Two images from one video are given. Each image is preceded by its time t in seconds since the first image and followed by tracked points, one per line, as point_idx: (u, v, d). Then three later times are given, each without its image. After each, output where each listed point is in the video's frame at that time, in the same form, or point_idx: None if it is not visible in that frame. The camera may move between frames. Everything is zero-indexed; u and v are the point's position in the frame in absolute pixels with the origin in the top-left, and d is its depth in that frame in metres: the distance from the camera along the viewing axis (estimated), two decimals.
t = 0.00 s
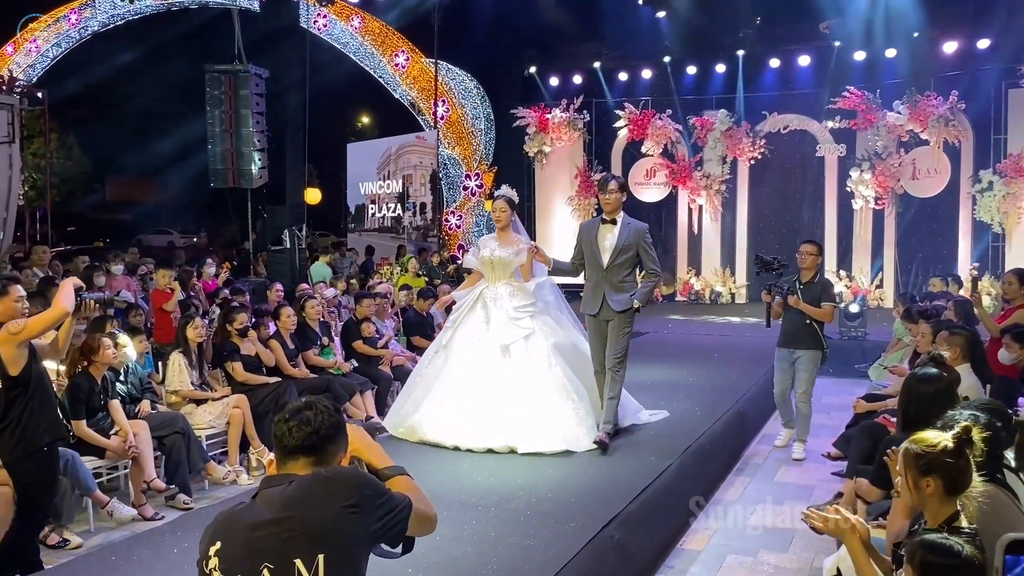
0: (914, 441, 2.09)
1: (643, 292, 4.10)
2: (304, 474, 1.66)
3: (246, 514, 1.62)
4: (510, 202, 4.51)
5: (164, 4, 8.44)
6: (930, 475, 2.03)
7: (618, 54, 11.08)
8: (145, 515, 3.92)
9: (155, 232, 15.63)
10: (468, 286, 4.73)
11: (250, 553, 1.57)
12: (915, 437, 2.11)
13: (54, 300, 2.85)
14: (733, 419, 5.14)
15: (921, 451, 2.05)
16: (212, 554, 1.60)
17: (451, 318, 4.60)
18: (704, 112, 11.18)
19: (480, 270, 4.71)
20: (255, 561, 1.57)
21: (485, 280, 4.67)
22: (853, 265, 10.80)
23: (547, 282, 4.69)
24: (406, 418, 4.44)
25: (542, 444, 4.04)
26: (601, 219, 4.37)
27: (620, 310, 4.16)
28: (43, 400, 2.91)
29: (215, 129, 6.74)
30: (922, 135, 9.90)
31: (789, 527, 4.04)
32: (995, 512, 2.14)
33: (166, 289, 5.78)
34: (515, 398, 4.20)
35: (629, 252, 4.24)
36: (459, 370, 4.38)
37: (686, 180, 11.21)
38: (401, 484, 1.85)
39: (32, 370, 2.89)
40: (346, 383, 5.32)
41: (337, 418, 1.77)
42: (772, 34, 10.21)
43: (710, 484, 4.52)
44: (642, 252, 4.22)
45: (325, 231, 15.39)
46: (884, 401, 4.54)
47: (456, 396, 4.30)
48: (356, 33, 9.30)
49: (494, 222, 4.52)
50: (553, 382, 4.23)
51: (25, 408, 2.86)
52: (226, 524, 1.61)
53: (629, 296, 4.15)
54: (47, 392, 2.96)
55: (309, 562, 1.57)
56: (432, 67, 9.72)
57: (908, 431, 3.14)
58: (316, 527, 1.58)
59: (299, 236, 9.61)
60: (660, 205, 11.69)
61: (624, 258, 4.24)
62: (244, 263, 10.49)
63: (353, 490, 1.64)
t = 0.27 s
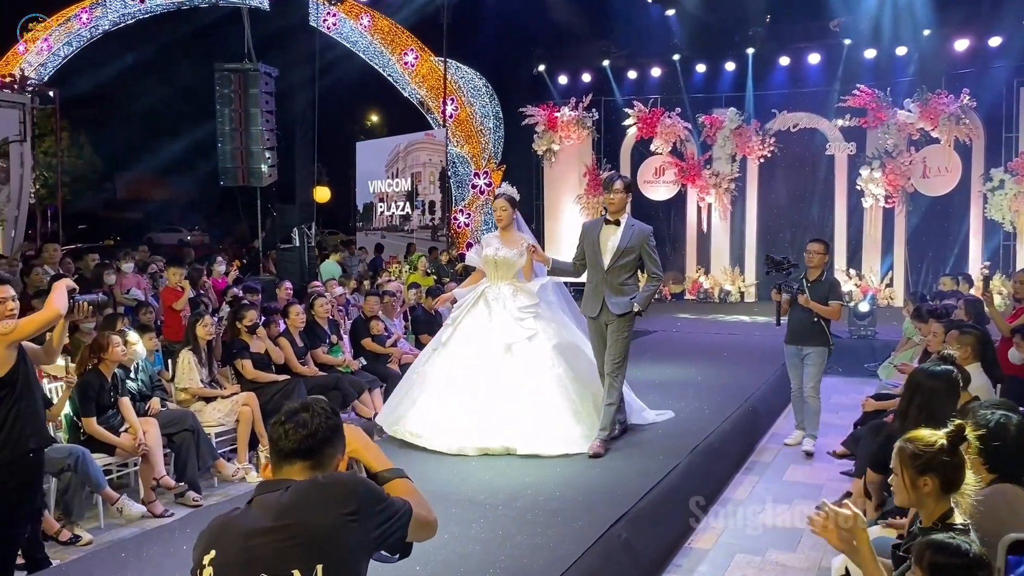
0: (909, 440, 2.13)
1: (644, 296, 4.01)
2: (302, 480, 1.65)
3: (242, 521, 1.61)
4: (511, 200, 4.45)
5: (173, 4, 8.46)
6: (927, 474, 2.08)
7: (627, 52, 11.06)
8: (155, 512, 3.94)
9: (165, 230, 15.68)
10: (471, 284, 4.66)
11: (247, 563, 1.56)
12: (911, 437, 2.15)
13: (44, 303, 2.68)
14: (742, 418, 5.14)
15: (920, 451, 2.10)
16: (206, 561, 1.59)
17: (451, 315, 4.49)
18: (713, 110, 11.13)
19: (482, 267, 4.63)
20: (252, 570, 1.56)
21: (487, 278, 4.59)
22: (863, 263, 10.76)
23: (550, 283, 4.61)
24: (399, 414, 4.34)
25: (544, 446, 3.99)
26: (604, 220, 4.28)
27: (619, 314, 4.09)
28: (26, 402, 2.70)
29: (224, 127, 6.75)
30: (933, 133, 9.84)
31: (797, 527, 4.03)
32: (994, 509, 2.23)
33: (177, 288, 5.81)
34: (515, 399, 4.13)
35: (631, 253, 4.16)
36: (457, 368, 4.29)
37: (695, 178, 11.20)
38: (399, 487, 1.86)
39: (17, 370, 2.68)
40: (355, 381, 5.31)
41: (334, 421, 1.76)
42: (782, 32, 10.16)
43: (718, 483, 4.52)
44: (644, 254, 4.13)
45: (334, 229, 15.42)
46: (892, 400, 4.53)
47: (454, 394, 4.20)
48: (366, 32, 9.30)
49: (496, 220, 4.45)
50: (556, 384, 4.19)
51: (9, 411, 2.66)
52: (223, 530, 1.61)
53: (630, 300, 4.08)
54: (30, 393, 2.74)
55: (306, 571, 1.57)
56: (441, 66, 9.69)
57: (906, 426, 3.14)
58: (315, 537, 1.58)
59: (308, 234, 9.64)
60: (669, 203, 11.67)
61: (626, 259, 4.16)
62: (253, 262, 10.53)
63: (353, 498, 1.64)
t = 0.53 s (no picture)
0: (910, 443, 2.21)
1: (647, 295, 3.94)
2: (286, 487, 1.59)
3: (223, 529, 1.55)
4: (513, 203, 4.47)
5: (184, 3, 8.49)
6: (930, 474, 2.15)
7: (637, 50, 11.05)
8: (166, 510, 3.94)
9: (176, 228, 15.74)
10: (471, 286, 4.67)
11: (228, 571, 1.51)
12: (914, 437, 2.24)
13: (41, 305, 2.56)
14: (751, 417, 5.13)
15: (921, 452, 2.17)
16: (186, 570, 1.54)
17: (453, 319, 4.50)
18: (723, 108, 11.11)
19: (484, 271, 4.64)
20: None
21: (489, 282, 4.60)
22: (873, 262, 10.72)
23: (551, 286, 4.61)
24: (401, 419, 4.34)
25: (546, 450, 3.96)
26: (607, 216, 4.20)
27: (623, 313, 4.04)
28: (24, 406, 2.57)
29: (234, 126, 6.78)
30: (944, 131, 9.80)
31: (806, 526, 4.02)
32: (1003, 511, 2.15)
33: (189, 286, 5.93)
34: (517, 403, 4.13)
35: (635, 252, 4.09)
36: (458, 374, 4.29)
37: (706, 176, 11.19)
38: (388, 492, 1.79)
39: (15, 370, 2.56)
40: (364, 378, 5.37)
41: (320, 424, 1.70)
42: (793, 30, 10.13)
43: (728, 482, 4.51)
44: (648, 254, 4.07)
45: (344, 228, 15.46)
46: (902, 399, 4.53)
47: (456, 398, 4.21)
48: (375, 30, 9.32)
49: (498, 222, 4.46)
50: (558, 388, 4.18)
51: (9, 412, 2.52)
52: (205, 538, 1.55)
53: (633, 299, 4.01)
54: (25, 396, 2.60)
55: None
56: (451, 65, 9.69)
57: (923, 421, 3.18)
58: (297, 545, 1.52)
59: (318, 233, 9.67)
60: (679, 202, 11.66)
61: (629, 258, 4.08)
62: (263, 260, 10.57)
63: (337, 508, 1.57)
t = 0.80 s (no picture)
0: (918, 441, 2.24)
1: (653, 295, 3.89)
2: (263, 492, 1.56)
3: (199, 533, 1.53)
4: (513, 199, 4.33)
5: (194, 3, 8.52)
6: (938, 472, 2.17)
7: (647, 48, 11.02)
8: (178, 507, 3.98)
9: (188, 227, 15.80)
10: (469, 283, 4.55)
11: None
12: (921, 436, 2.27)
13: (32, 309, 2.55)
14: (762, 415, 5.12)
15: (927, 449, 2.20)
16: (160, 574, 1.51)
17: (450, 316, 4.38)
18: (734, 106, 11.07)
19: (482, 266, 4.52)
20: None
21: (488, 277, 4.47)
22: (885, 260, 10.67)
23: (551, 283, 4.48)
24: (397, 419, 4.25)
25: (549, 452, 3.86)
26: (611, 213, 4.15)
27: (627, 314, 3.99)
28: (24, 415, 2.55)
29: (245, 125, 6.80)
30: (956, 128, 9.74)
31: (817, 525, 4.01)
32: (1013, 510, 2.13)
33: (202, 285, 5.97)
34: (516, 405, 4.03)
35: (639, 250, 4.05)
36: (459, 373, 4.19)
37: (716, 174, 11.15)
38: (370, 496, 1.78)
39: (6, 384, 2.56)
40: (375, 377, 5.38)
41: (301, 424, 1.66)
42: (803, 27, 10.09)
43: (738, 481, 4.50)
44: (653, 252, 4.02)
45: (355, 226, 15.49)
46: (914, 397, 4.51)
47: (453, 398, 4.13)
48: (385, 29, 9.34)
49: (497, 219, 4.32)
50: (561, 386, 4.05)
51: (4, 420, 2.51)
52: (180, 544, 1.53)
53: (638, 299, 3.97)
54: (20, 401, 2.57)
55: None
56: (460, 63, 9.67)
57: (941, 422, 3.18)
58: (270, 550, 1.49)
59: (328, 231, 9.69)
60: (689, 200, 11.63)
61: (633, 256, 4.04)
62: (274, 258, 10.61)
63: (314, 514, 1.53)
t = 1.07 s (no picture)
0: (927, 436, 2.25)
1: (655, 295, 3.76)
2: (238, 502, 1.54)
3: (176, 546, 1.51)
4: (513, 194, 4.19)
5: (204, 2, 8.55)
6: (943, 468, 2.18)
7: (657, 45, 10.99)
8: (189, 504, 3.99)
9: (198, 225, 15.85)
10: (470, 280, 4.43)
11: None
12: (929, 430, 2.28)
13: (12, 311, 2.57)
14: (772, 413, 5.10)
15: (935, 446, 2.22)
16: None
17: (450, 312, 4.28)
18: (743, 102, 11.03)
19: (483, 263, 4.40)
20: None
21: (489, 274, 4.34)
22: (896, 257, 10.61)
23: (553, 281, 4.35)
24: (390, 414, 4.12)
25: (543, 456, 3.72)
26: (610, 211, 3.99)
27: (629, 316, 3.83)
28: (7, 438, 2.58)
29: (255, 123, 6.81)
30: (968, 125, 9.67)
31: (827, 523, 4.00)
32: None
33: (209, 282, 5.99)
34: (512, 407, 3.89)
35: (640, 249, 3.89)
36: (456, 370, 4.05)
37: (726, 171, 11.15)
38: (354, 504, 1.78)
39: None
40: (384, 374, 5.39)
41: (279, 432, 1.64)
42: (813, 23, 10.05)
43: (748, 479, 4.48)
44: (654, 250, 3.86)
45: (364, 224, 15.51)
46: (924, 395, 4.49)
47: (447, 394, 4.00)
48: (394, 27, 9.35)
49: (497, 214, 4.19)
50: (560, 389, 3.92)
51: None
52: (155, 554, 1.52)
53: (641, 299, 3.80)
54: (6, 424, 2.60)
55: None
56: (470, 61, 9.67)
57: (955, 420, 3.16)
58: (249, 564, 1.48)
59: (338, 230, 9.71)
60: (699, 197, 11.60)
61: (634, 255, 3.88)
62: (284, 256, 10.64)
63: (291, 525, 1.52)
